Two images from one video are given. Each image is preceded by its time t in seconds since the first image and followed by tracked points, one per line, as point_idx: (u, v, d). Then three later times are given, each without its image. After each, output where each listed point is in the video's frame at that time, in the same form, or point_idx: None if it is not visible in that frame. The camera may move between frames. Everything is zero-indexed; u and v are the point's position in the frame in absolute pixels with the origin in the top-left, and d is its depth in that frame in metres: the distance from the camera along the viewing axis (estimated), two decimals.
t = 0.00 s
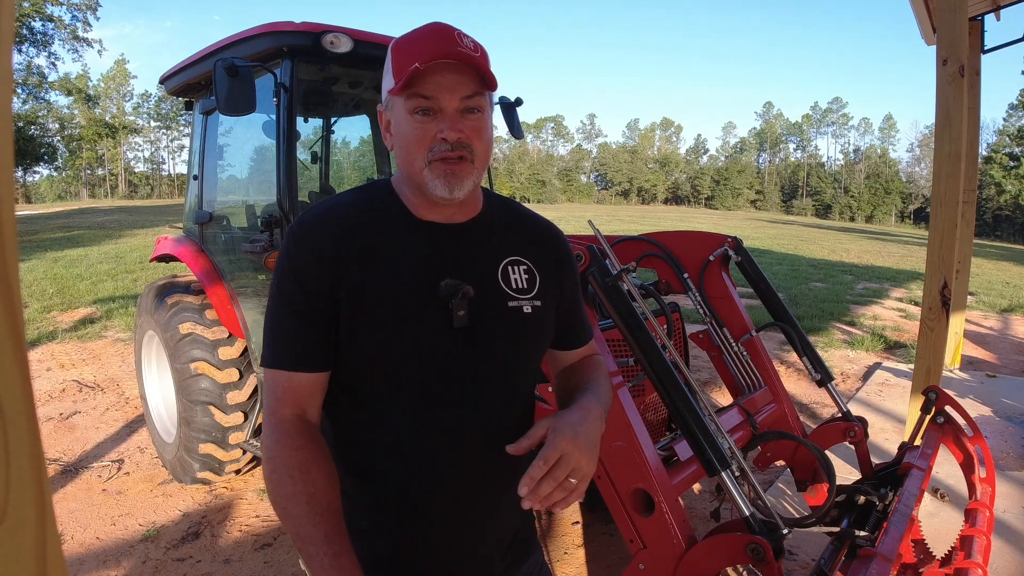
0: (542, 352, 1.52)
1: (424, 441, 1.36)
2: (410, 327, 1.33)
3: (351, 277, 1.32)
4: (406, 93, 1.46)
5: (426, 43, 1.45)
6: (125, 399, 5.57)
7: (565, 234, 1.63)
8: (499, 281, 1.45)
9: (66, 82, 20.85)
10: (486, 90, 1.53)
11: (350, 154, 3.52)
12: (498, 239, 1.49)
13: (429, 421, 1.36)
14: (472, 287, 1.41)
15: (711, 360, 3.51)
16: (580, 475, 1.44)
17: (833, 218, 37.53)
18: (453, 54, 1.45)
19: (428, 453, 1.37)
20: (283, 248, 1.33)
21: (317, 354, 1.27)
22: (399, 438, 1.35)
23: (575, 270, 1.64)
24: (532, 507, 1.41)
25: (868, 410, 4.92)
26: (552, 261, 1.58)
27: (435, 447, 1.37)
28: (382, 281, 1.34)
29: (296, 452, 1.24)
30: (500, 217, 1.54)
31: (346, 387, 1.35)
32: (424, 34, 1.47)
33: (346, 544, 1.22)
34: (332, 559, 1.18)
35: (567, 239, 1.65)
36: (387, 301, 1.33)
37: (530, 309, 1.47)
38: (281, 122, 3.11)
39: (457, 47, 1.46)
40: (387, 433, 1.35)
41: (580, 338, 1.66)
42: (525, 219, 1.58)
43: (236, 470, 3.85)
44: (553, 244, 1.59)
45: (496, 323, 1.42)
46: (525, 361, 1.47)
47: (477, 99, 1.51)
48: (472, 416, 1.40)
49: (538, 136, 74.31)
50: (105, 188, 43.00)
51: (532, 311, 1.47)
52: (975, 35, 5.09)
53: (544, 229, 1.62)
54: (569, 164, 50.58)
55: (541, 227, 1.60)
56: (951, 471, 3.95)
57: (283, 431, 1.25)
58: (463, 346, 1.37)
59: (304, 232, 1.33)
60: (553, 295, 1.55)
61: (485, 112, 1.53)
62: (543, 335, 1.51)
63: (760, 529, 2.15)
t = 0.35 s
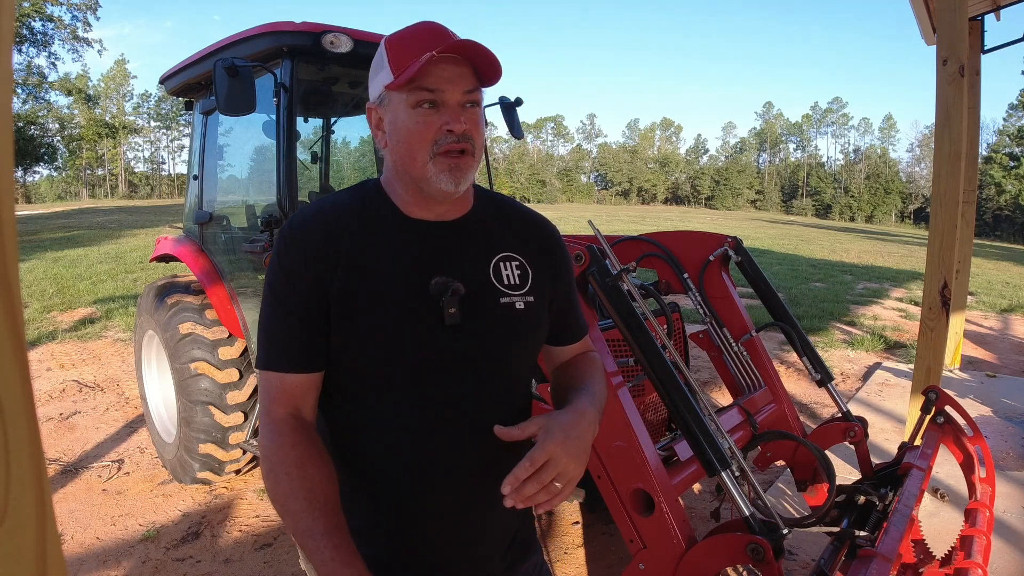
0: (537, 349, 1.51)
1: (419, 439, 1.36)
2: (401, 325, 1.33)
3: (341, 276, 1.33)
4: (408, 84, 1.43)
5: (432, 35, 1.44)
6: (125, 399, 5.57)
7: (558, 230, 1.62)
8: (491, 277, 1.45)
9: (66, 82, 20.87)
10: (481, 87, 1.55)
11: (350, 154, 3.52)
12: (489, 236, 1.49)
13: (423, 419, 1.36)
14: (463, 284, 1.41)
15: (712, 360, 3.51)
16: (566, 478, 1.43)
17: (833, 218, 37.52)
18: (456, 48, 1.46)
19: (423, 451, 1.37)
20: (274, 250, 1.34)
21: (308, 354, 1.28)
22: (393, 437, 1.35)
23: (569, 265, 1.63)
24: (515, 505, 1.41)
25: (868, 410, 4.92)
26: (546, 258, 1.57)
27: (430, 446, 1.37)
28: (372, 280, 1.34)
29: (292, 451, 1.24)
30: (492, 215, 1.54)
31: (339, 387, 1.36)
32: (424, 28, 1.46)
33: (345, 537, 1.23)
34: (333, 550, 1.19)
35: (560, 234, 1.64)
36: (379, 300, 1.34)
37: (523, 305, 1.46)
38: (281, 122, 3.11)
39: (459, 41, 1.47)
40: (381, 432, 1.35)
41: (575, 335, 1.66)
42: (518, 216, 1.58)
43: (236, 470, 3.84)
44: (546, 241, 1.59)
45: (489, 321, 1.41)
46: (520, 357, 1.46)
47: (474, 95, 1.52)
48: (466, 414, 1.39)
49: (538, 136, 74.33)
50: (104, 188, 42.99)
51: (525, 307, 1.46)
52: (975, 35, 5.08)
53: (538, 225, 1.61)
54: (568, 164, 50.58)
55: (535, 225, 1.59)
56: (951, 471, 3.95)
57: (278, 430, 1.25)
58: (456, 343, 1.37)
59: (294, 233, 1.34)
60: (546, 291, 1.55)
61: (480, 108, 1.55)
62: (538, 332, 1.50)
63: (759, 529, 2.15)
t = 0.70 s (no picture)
0: (535, 350, 1.51)
1: (416, 440, 1.36)
2: (398, 326, 1.34)
3: (337, 277, 1.33)
4: (412, 90, 1.42)
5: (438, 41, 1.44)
6: (125, 399, 5.57)
7: (553, 231, 1.63)
8: (488, 278, 1.45)
9: (66, 81, 20.88)
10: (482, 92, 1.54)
11: (350, 154, 3.52)
12: (485, 237, 1.50)
13: (419, 420, 1.36)
14: (459, 285, 1.41)
15: (712, 360, 3.50)
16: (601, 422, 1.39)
17: (833, 218, 37.52)
18: (462, 56, 1.45)
19: (420, 452, 1.37)
20: (270, 251, 1.34)
21: (303, 356, 1.28)
22: (389, 438, 1.35)
23: (566, 265, 1.64)
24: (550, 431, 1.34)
25: (868, 410, 4.92)
26: (542, 258, 1.58)
27: (426, 447, 1.37)
28: (368, 281, 1.35)
29: (287, 453, 1.24)
30: (488, 216, 1.54)
31: (334, 388, 1.35)
32: (429, 32, 1.45)
33: (340, 540, 1.23)
34: (327, 555, 1.18)
35: (555, 236, 1.65)
36: (375, 302, 1.34)
37: (519, 306, 1.46)
38: (281, 122, 3.11)
39: (463, 49, 1.46)
40: (377, 433, 1.35)
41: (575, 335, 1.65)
42: (514, 218, 1.58)
43: (236, 470, 3.84)
44: (542, 241, 1.59)
45: (486, 321, 1.42)
46: (517, 357, 1.46)
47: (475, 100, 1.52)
48: (462, 415, 1.39)
49: (538, 136, 74.33)
50: (104, 188, 43.00)
51: (521, 308, 1.47)
52: (975, 35, 5.08)
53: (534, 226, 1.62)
54: (569, 164, 50.58)
55: (531, 227, 1.60)
56: (951, 471, 3.95)
57: (272, 433, 1.25)
58: (452, 345, 1.37)
59: (289, 234, 1.34)
60: (543, 292, 1.55)
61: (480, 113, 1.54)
62: (535, 332, 1.50)
63: (759, 529, 2.15)
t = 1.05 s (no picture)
0: (535, 350, 1.50)
1: (414, 440, 1.36)
2: (396, 326, 1.33)
3: (334, 278, 1.33)
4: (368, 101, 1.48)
5: (388, 46, 1.46)
6: (125, 399, 5.57)
7: (555, 230, 1.62)
8: (487, 278, 1.44)
9: (66, 81, 20.88)
10: (453, 88, 1.52)
11: (350, 154, 3.52)
12: (484, 237, 1.49)
13: (417, 421, 1.36)
14: (458, 285, 1.41)
15: (712, 360, 3.50)
16: (666, 412, 1.41)
17: (833, 218, 37.51)
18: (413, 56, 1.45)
19: (418, 453, 1.37)
20: (268, 253, 1.34)
21: (301, 358, 1.28)
22: (387, 439, 1.35)
23: (568, 264, 1.63)
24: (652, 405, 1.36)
25: (868, 410, 4.92)
26: (543, 258, 1.57)
27: (425, 448, 1.37)
28: (366, 281, 1.35)
29: (284, 455, 1.25)
30: (489, 216, 1.54)
31: (333, 389, 1.35)
32: (385, 37, 1.48)
33: (334, 542, 1.23)
34: (321, 557, 1.19)
35: (558, 236, 1.64)
36: (373, 303, 1.34)
37: (518, 306, 1.46)
38: (281, 122, 3.11)
39: (418, 48, 1.46)
40: (375, 434, 1.35)
41: (577, 336, 1.64)
42: (515, 217, 1.57)
43: (236, 470, 3.84)
44: (544, 241, 1.58)
45: (484, 322, 1.41)
46: (517, 358, 1.46)
47: (443, 99, 1.51)
48: (461, 416, 1.39)
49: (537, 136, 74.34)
50: (104, 187, 43.01)
51: (521, 308, 1.46)
52: (975, 35, 5.08)
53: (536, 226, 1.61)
54: (569, 164, 50.61)
55: (533, 227, 1.59)
56: (951, 471, 3.95)
57: (269, 434, 1.25)
58: (450, 345, 1.37)
59: (287, 236, 1.34)
60: (544, 291, 1.54)
61: (454, 111, 1.53)
62: (535, 332, 1.50)
63: (760, 529, 2.15)
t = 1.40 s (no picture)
0: (535, 347, 1.51)
1: (414, 437, 1.36)
2: (396, 322, 1.34)
3: (335, 275, 1.33)
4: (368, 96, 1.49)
5: (386, 42, 1.47)
6: (125, 399, 5.57)
7: (552, 228, 1.63)
8: (486, 274, 1.45)
9: (66, 82, 20.87)
10: (451, 84, 1.53)
11: (350, 154, 3.52)
12: (483, 234, 1.50)
13: (417, 417, 1.35)
14: (457, 280, 1.41)
15: (712, 360, 3.50)
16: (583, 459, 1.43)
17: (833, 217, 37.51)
18: (411, 52, 1.47)
19: (419, 450, 1.37)
20: (269, 251, 1.35)
21: (302, 355, 1.28)
22: (388, 436, 1.35)
23: (566, 261, 1.63)
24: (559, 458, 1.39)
25: (868, 409, 4.92)
26: (542, 255, 1.57)
27: (425, 444, 1.37)
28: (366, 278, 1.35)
29: (285, 452, 1.25)
30: (488, 215, 1.54)
31: (334, 387, 1.35)
32: (384, 35, 1.49)
33: (335, 541, 1.23)
34: (321, 557, 1.19)
35: (555, 235, 1.64)
36: (372, 299, 1.34)
37: (518, 302, 1.46)
38: (281, 122, 3.11)
39: (416, 44, 1.47)
40: (376, 431, 1.35)
41: (575, 336, 1.64)
42: (513, 217, 1.58)
43: (236, 470, 3.84)
44: (541, 238, 1.59)
45: (484, 317, 1.41)
46: (517, 355, 1.46)
47: (442, 94, 1.52)
48: (461, 413, 1.39)
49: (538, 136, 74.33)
50: (105, 187, 43.01)
51: (521, 304, 1.46)
52: (975, 35, 5.08)
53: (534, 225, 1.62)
54: (569, 164, 50.62)
55: (530, 226, 1.60)
56: (951, 471, 3.95)
57: (270, 432, 1.25)
58: (450, 341, 1.37)
59: (288, 235, 1.34)
60: (543, 288, 1.54)
61: (452, 106, 1.54)
62: (535, 328, 1.50)
63: (760, 529, 2.15)
